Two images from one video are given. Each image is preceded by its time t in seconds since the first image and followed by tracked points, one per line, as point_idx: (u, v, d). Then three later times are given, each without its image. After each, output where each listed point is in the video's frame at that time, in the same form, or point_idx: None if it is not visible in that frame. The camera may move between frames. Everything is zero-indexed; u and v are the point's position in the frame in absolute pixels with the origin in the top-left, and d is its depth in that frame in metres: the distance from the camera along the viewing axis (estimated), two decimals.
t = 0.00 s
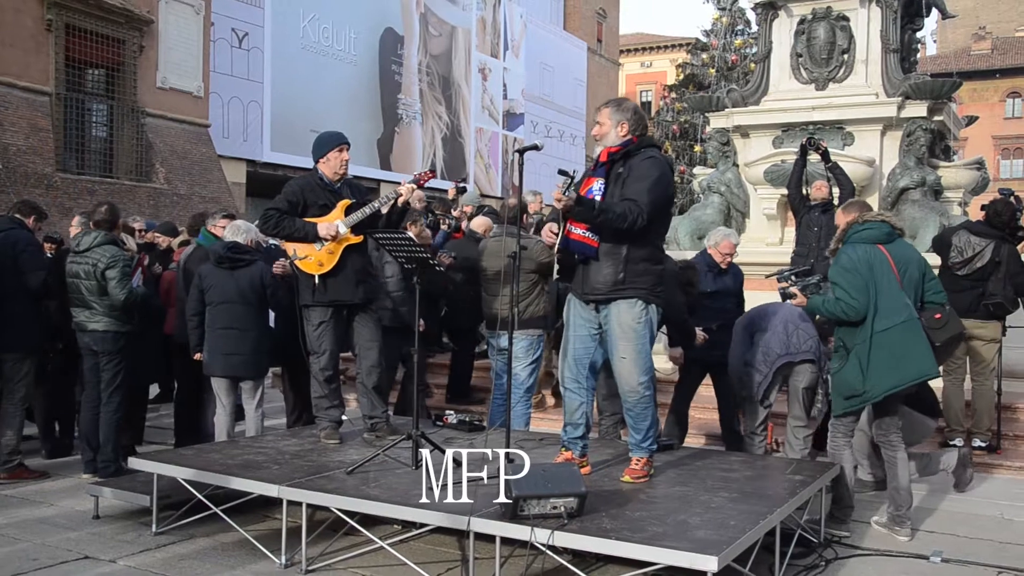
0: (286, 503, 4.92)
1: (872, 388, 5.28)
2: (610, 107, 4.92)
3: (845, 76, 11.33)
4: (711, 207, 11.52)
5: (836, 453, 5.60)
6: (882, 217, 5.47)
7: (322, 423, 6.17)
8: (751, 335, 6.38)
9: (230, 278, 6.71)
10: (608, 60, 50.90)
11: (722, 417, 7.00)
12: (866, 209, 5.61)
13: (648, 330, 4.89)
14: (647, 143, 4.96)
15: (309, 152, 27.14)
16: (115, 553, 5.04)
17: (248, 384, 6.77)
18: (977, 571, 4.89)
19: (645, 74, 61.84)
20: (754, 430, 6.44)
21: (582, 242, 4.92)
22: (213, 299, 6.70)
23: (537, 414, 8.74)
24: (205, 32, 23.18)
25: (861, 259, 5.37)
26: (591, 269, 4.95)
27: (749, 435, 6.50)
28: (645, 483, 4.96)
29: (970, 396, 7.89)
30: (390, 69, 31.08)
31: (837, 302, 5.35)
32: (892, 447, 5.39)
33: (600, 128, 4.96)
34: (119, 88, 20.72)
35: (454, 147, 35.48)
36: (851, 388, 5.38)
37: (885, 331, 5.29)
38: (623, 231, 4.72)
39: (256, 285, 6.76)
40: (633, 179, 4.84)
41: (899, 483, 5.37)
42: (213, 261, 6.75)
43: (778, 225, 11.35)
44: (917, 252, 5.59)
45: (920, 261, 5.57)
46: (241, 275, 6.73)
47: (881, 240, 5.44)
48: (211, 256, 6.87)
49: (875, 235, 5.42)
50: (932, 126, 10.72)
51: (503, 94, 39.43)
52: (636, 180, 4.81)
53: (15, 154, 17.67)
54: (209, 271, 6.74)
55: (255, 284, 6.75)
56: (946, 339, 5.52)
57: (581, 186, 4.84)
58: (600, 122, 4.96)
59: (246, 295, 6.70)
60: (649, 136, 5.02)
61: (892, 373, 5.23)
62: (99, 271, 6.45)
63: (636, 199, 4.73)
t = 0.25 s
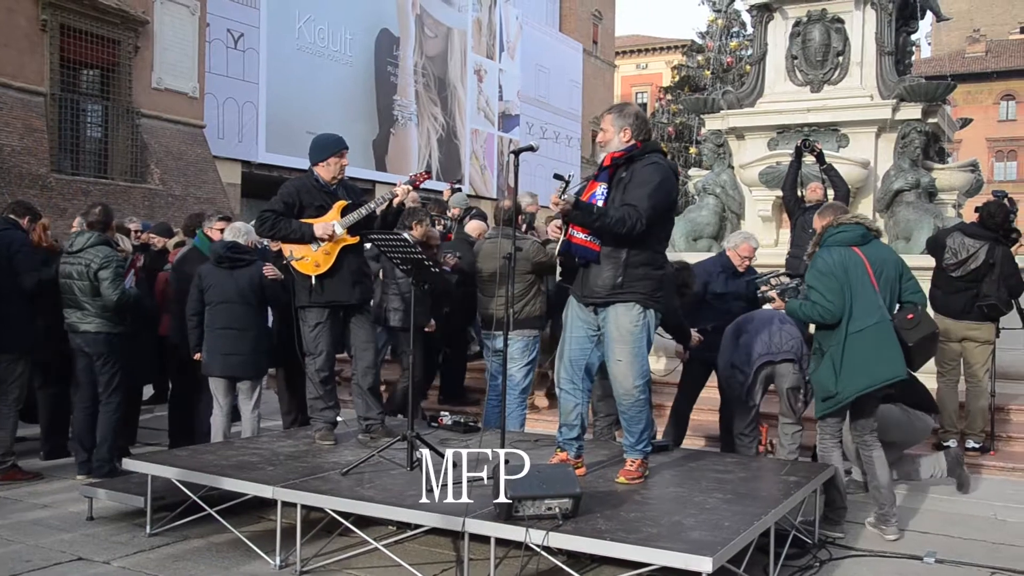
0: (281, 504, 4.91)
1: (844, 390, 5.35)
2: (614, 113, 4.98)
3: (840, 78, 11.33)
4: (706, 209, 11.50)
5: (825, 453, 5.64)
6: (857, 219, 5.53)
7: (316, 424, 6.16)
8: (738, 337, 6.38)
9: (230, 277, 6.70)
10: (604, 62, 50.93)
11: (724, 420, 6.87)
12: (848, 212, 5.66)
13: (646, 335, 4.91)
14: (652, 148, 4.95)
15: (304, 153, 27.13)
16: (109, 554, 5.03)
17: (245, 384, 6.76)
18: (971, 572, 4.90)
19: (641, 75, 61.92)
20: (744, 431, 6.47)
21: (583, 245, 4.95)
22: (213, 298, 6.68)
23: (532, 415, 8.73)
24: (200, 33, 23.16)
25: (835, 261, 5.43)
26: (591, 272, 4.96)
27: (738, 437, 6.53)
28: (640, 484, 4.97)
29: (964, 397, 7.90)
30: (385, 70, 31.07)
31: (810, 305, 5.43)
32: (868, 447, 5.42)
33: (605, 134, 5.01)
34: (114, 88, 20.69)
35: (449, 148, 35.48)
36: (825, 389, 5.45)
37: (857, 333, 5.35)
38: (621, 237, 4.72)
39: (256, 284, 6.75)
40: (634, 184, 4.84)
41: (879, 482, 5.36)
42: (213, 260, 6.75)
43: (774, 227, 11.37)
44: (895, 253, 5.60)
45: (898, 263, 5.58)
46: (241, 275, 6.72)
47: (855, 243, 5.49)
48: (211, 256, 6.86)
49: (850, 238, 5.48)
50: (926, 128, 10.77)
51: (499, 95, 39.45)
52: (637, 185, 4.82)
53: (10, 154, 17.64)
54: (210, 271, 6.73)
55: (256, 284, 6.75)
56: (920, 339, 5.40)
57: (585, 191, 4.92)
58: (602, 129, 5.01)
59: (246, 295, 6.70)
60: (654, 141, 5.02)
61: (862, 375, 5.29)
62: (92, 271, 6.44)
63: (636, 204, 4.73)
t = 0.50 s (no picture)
0: (274, 508, 4.91)
1: (832, 391, 5.38)
2: (603, 112, 4.95)
3: (832, 82, 11.38)
4: (700, 211, 11.49)
5: (817, 456, 5.60)
6: (847, 221, 5.53)
7: (311, 427, 6.14)
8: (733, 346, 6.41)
9: (229, 280, 6.69)
10: (597, 65, 51.01)
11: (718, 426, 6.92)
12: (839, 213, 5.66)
13: (640, 336, 4.91)
14: (641, 148, 4.96)
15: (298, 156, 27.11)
16: (102, 559, 5.01)
17: (242, 387, 6.76)
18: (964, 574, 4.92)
19: (634, 79, 62.05)
20: (733, 435, 6.45)
21: (576, 247, 4.96)
22: (212, 300, 6.66)
23: (527, 418, 8.72)
24: (194, 36, 23.14)
25: (824, 264, 5.45)
26: (584, 274, 4.96)
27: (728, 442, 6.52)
28: (634, 487, 4.97)
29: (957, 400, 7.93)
30: (379, 73, 31.08)
31: (799, 306, 5.46)
32: (848, 450, 5.51)
33: (594, 133, 5.00)
34: (107, 91, 20.66)
35: (443, 151, 35.48)
36: (813, 390, 5.47)
37: (844, 334, 5.38)
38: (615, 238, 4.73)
39: (254, 286, 6.75)
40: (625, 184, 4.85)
41: (851, 484, 5.46)
42: (212, 262, 6.74)
43: (767, 230, 11.42)
44: (884, 255, 5.61)
45: (887, 264, 5.59)
46: (240, 277, 6.71)
47: (845, 244, 5.50)
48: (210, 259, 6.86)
49: (839, 240, 5.49)
50: (919, 131, 10.78)
51: (492, 98, 39.48)
52: (628, 186, 4.81)
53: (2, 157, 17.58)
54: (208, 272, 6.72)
55: (255, 286, 6.74)
56: (905, 342, 5.41)
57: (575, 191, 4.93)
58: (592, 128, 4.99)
59: (245, 298, 6.69)
60: (644, 141, 5.02)
61: (850, 377, 5.33)
62: (85, 275, 6.43)
63: (628, 206, 4.74)
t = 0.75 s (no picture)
0: (271, 505, 4.91)
1: (830, 388, 5.39)
2: (581, 109, 4.95)
3: (829, 79, 11.37)
4: (696, 209, 11.53)
5: (813, 452, 5.63)
6: (850, 219, 5.54)
7: (307, 425, 6.13)
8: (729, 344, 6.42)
9: (231, 275, 6.68)
10: (594, 62, 50.95)
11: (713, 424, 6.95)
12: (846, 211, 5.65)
13: (635, 331, 4.91)
14: (617, 143, 4.96)
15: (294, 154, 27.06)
16: (99, 557, 5.00)
17: (241, 383, 6.77)
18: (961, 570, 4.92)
19: (631, 76, 62.01)
20: (730, 433, 6.51)
21: (567, 248, 4.92)
22: (213, 295, 6.65)
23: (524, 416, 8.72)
24: (190, 33, 23.08)
25: (825, 261, 5.48)
26: (576, 275, 4.94)
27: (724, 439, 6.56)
28: (631, 483, 4.98)
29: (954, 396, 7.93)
30: (375, 70, 31.04)
31: (799, 302, 5.51)
32: (851, 447, 5.52)
33: (571, 129, 4.98)
34: (103, 89, 20.61)
35: (439, 149, 35.46)
36: (811, 387, 5.50)
37: (842, 332, 5.40)
38: (608, 235, 4.72)
39: (256, 283, 6.76)
40: (607, 180, 4.84)
41: (852, 482, 5.49)
42: (215, 257, 6.72)
43: (764, 227, 11.44)
44: (888, 254, 5.59)
45: (891, 263, 5.56)
46: (242, 272, 6.71)
47: (847, 242, 5.51)
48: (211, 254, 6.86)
49: (841, 237, 5.51)
50: (915, 129, 10.83)
51: (489, 96, 39.45)
52: (612, 182, 4.80)
53: None
54: (210, 267, 6.71)
55: (257, 282, 6.75)
56: (906, 341, 5.36)
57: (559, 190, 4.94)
58: (570, 124, 4.97)
59: (246, 294, 6.69)
60: (618, 135, 5.03)
61: (847, 373, 5.34)
62: (85, 273, 6.43)
63: (617, 202, 4.71)
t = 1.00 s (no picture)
0: (271, 506, 4.90)
1: (831, 387, 5.40)
2: (557, 109, 4.88)
3: (829, 79, 11.37)
4: (697, 209, 11.54)
5: (814, 452, 5.62)
6: (855, 219, 5.54)
7: (307, 425, 6.13)
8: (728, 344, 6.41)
9: (238, 275, 6.70)
10: (595, 62, 50.94)
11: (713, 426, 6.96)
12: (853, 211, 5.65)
13: (626, 329, 4.90)
14: (593, 143, 4.96)
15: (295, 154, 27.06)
16: (99, 557, 5.00)
17: (243, 384, 6.75)
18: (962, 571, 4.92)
19: (632, 76, 62.01)
20: (730, 435, 6.50)
21: (554, 253, 4.85)
22: (218, 294, 6.65)
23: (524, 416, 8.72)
24: (190, 33, 23.08)
25: (827, 260, 5.48)
26: (567, 281, 4.90)
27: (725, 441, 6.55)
28: (631, 484, 4.98)
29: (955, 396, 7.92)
30: (376, 70, 31.04)
31: (800, 300, 5.51)
32: (853, 448, 5.51)
33: (548, 131, 4.91)
34: (103, 89, 20.62)
35: (439, 149, 35.47)
36: (813, 386, 5.50)
37: (842, 331, 5.39)
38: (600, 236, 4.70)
39: (261, 284, 6.78)
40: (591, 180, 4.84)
41: (854, 483, 5.48)
42: (222, 257, 6.75)
43: (764, 227, 11.43)
44: (893, 256, 5.57)
45: (894, 264, 5.55)
46: (249, 272, 6.74)
47: (850, 242, 5.50)
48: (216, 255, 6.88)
49: (845, 237, 5.51)
50: (916, 128, 10.84)
51: (489, 96, 39.46)
52: (598, 182, 4.80)
53: None
54: (216, 267, 6.72)
55: (263, 283, 6.79)
56: (906, 342, 5.36)
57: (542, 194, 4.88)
58: (547, 125, 4.90)
59: (251, 294, 6.71)
60: (592, 134, 5.02)
61: (847, 372, 5.33)
62: (89, 273, 6.43)
63: (607, 203, 4.71)
